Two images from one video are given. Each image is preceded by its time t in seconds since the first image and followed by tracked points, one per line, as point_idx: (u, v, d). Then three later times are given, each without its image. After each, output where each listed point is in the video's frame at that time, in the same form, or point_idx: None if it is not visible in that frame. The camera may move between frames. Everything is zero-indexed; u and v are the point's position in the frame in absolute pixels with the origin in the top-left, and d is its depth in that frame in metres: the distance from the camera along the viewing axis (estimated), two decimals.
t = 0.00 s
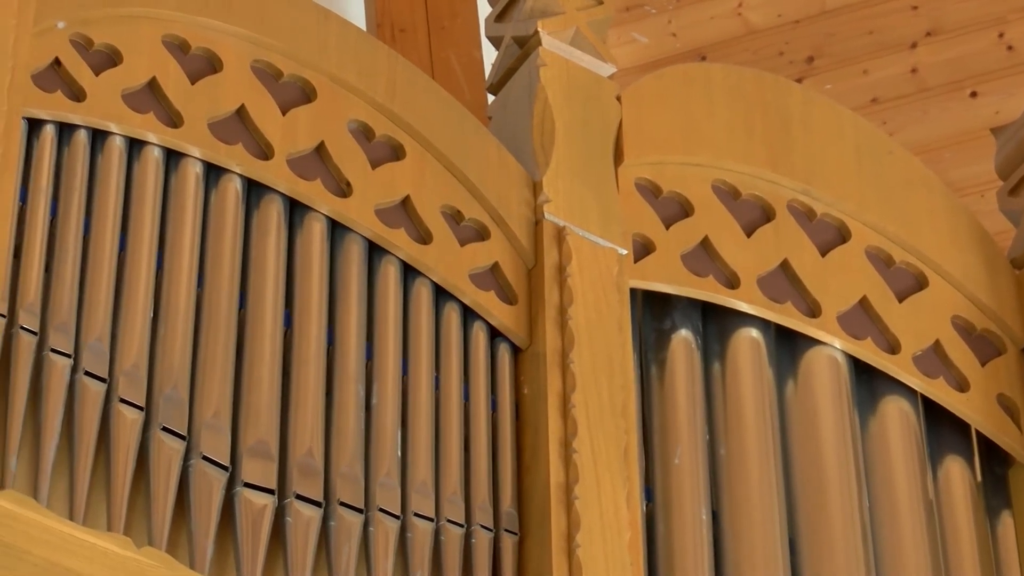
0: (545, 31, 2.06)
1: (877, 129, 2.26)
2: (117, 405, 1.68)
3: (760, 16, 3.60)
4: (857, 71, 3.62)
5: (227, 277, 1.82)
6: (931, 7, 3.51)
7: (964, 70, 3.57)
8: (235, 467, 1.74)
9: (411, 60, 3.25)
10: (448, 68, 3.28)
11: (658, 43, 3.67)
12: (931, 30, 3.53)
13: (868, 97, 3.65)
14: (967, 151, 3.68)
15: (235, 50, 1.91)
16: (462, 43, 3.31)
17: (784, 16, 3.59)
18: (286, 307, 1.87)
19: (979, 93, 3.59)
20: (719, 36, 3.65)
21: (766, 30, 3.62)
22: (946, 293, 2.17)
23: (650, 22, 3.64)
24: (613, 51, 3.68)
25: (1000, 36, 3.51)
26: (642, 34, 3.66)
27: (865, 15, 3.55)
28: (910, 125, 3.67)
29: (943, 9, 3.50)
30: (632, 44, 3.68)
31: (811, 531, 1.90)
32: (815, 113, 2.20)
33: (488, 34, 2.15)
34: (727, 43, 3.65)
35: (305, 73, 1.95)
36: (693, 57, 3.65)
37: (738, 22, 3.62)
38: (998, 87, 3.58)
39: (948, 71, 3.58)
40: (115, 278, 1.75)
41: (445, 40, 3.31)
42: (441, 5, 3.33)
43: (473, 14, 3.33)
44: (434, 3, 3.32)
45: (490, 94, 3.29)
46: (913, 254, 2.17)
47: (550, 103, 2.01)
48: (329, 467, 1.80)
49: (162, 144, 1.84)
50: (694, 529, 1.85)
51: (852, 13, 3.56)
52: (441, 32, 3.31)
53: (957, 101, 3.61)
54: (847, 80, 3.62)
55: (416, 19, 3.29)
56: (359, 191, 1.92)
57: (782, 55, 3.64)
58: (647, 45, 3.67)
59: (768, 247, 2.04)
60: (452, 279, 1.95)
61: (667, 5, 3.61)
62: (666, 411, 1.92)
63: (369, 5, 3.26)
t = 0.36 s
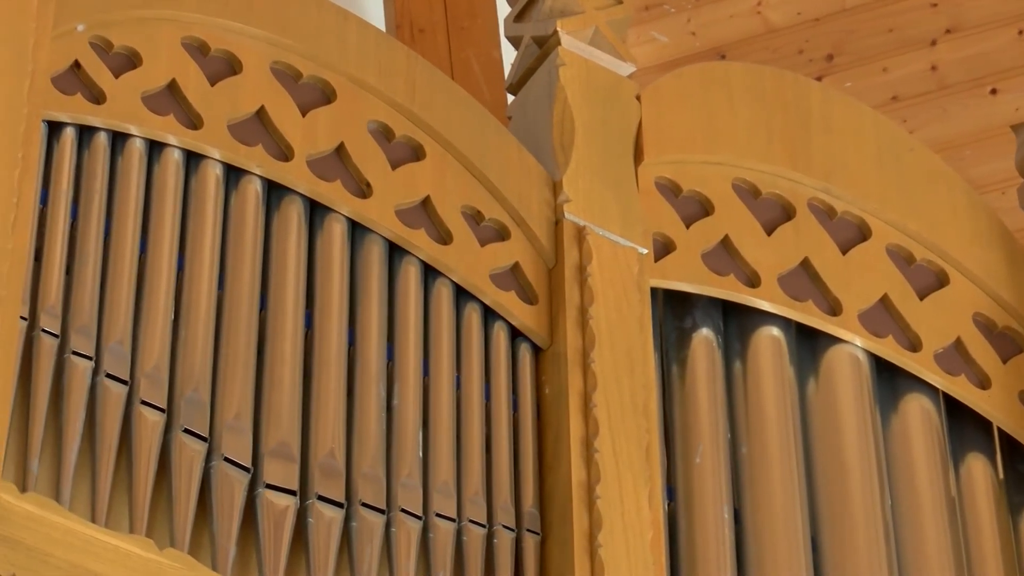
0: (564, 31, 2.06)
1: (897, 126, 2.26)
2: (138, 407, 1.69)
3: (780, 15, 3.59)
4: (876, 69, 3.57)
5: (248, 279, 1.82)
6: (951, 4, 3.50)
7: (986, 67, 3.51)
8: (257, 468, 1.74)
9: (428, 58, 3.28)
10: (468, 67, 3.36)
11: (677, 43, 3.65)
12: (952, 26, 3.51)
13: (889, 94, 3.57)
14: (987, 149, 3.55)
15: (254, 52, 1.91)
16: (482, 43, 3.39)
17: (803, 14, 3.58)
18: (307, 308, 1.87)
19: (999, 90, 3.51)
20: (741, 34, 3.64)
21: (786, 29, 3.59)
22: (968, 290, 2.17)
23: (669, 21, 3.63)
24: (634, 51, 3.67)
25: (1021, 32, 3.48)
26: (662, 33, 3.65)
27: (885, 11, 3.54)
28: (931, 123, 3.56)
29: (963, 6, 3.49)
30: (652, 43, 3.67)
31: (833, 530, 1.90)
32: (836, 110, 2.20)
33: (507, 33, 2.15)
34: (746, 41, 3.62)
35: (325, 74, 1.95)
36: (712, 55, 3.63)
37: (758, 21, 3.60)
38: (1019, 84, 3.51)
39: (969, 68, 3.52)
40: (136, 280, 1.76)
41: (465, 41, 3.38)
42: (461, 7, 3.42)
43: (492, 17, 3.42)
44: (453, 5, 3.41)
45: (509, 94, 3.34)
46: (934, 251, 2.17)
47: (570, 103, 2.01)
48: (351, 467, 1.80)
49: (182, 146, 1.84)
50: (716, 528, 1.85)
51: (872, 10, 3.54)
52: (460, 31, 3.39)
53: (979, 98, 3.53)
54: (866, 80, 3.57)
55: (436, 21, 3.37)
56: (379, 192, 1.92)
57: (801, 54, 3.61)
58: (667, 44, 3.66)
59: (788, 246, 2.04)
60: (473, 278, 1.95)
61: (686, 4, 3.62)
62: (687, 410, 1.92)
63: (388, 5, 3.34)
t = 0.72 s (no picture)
0: (583, 30, 2.06)
1: (918, 124, 2.26)
2: (160, 409, 1.69)
3: (800, 14, 3.43)
4: (896, 67, 3.39)
5: (269, 280, 1.83)
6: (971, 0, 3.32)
7: (1008, 63, 3.32)
8: (279, 470, 1.74)
9: (448, 61, 3.13)
10: (487, 67, 3.18)
11: (699, 42, 3.50)
12: (972, 24, 3.33)
13: (908, 92, 3.39)
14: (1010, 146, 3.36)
15: (274, 53, 1.92)
16: (499, 43, 3.23)
17: (822, 11, 3.42)
18: (329, 310, 1.87)
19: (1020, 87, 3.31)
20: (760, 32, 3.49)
21: (806, 27, 3.44)
22: (990, 287, 2.17)
23: (689, 19, 3.48)
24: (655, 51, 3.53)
25: None
26: (680, 32, 3.50)
27: (903, 9, 3.36)
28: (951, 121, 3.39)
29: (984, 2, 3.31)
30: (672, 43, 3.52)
31: (856, 528, 1.90)
32: (856, 108, 2.20)
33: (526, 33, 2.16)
34: (767, 39, 3.47)
35: (345, 75, 1.95)
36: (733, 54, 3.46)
37: (778, 19, 3.44)
38: None
39: (990, 65, 3.33)
40: (157, 283, 1.76)
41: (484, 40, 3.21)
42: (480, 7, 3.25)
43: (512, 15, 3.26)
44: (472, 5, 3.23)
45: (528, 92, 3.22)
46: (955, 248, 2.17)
47: (590, 103, 2.01)
48: (373, 468, 1.80)
49: (202, 148, 1.85)
50: (738, 526, 1.85)
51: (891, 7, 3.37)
52: (479, 31, 3.22)
53: (1000, 96, 3.33)
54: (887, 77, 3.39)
55: (455, 20, 3.19)
56: (399, 193, 1.92)
57: (821, 52, 3.44)
58: (687, 44, 3.51)
59: (810, 244, 2.04)
60: (494, 279, 1.95)
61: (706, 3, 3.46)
62: (709, 409, 1.92)
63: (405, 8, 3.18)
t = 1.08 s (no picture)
0: (605, 29, 2.06)
1: (941, 121, 2.26)
2: (185, 411, 1.69)
3: (823, 11, 3.37)
4: (920, 64, 3.38)
5: (293, 282, 1.83)
6: None
7: None
8: (305, 471, 1.74)
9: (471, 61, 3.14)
10: (510, 68, 3.16)
11: (721, 41, 3.42)
12: (994, 20, 3.32)
13: (931, 89, 3.39)
14: None
15: (297, 55, 1.92)
16: (523, 43, 3.19)
17: (845, 9, 3.37)
18: (353, 311, 1.88)
19: None
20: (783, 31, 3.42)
21: (830, 25, 3.38)
22: (1014, 284, 2.17)
23: (712, 19, 3.38)
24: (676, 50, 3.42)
25: None
26: (704, 30, 3.40)
27: (928, 6, 3.34)
28: (975, 118, 3.39)
29: None
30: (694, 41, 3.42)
31: (882, 526, 1.90)
32: (879, 105, 2.20)
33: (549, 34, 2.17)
34: (792, 37, 3.40)
35: (368, 77, 1.95)
36: (757, 54, 3.37)
37: (801, 17, 3.37)
38: None
39: (1013, 61, 3.34)
40: (181, 285, 1.76)
41: (507, 40, 3.19)
42: (503, 6, 3.23)
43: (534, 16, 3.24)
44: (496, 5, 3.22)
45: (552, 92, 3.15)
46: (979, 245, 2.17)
47: (613, 102, 2.01)
48: (398, 469, 1.80)
49: (225, 150, 1.85)
50: (764, 525, 1.85)
51: (914, 4, 3.34)
52: (502, 32, 3.20)
53: None
54: (909, 74, 3.37)
55: (478, 20, 3.20)
56: (423, 194, 1.92)
57: (844, 50, 3.40)
58: (709, 42, 3.41)
59: (834, 242, 2.04)
60: (519, 279, 1.95)
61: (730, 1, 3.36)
62: (734, 408, 1.93)
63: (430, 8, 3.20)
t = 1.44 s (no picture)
0: (629, 29, 2.06)
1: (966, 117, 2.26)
2: (211, 413, 1.69)
3: (847, 9, 3.37)
4: (944, 61, 3.42)
5: (319, 283, 1.83)
6: None
7: None
8: (331, 473, 1.75)
9: (494, 61, 3.14)
10: (533, 68, 3.18)
11: (744, 39, 3.44)
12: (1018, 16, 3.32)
13: (955, 86, 3.45)
14: None
15: (321, 56, 1.92)
16: (547, 43, 3.22)
17: (869, 6, 3.36)
18: (378, 312, 1.88)
19: None
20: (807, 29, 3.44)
21: (853, 22, 3.39)
22: None
23: (735, 18, 3.40)
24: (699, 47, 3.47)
25: None
26: (727, 30, 3.43)
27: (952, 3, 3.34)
28: (1000, 114, 3.49)
29: None
30: (717, 39, 3.46)
31: (909, 523, 1.90)
32: (903, 103, 2.20)
33: (572, 34, 2.17)
34: (815, 36, 3.43)
35: (391, 78, 1.95)
36: (780, 52, 3.40)
37: (824, 15, 3.38)
38: None
39: None
40: (206, 287, 1.77)
41: (531, 40, 3.21)
42: (526, 6, 3.24)
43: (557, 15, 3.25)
44: (518, 5, 3.23)
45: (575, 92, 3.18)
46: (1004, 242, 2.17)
47: (636, 102, 2.02)
48: (424, 469, 1.80)
49: (249, 152, 1.85)
50: (791, 523, 1.85)
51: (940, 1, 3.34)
52: (526, 32, 3.21)
53: None
54: (934, 71, 3.43)
55: (501, 21, 3.19)
56: (448, 195, 1.92)
57: (868, 46, 3.43)
58: (732, 40, 3.44)
59: (858, 240, 2.04)
60: (544, 279, 1.95)
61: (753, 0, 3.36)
62: (760, 407, 1.93)
63: (454, 8, 3.21)
